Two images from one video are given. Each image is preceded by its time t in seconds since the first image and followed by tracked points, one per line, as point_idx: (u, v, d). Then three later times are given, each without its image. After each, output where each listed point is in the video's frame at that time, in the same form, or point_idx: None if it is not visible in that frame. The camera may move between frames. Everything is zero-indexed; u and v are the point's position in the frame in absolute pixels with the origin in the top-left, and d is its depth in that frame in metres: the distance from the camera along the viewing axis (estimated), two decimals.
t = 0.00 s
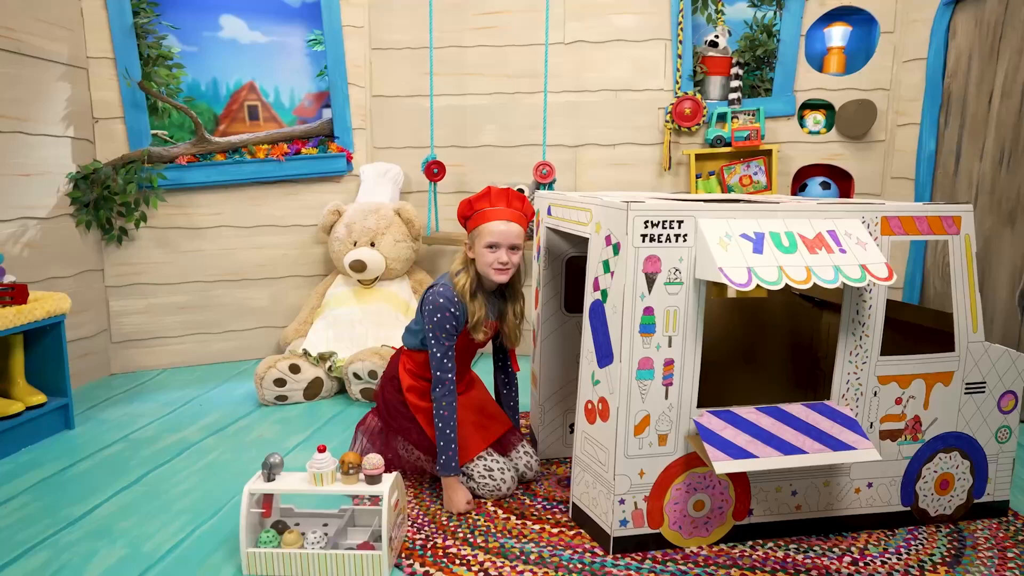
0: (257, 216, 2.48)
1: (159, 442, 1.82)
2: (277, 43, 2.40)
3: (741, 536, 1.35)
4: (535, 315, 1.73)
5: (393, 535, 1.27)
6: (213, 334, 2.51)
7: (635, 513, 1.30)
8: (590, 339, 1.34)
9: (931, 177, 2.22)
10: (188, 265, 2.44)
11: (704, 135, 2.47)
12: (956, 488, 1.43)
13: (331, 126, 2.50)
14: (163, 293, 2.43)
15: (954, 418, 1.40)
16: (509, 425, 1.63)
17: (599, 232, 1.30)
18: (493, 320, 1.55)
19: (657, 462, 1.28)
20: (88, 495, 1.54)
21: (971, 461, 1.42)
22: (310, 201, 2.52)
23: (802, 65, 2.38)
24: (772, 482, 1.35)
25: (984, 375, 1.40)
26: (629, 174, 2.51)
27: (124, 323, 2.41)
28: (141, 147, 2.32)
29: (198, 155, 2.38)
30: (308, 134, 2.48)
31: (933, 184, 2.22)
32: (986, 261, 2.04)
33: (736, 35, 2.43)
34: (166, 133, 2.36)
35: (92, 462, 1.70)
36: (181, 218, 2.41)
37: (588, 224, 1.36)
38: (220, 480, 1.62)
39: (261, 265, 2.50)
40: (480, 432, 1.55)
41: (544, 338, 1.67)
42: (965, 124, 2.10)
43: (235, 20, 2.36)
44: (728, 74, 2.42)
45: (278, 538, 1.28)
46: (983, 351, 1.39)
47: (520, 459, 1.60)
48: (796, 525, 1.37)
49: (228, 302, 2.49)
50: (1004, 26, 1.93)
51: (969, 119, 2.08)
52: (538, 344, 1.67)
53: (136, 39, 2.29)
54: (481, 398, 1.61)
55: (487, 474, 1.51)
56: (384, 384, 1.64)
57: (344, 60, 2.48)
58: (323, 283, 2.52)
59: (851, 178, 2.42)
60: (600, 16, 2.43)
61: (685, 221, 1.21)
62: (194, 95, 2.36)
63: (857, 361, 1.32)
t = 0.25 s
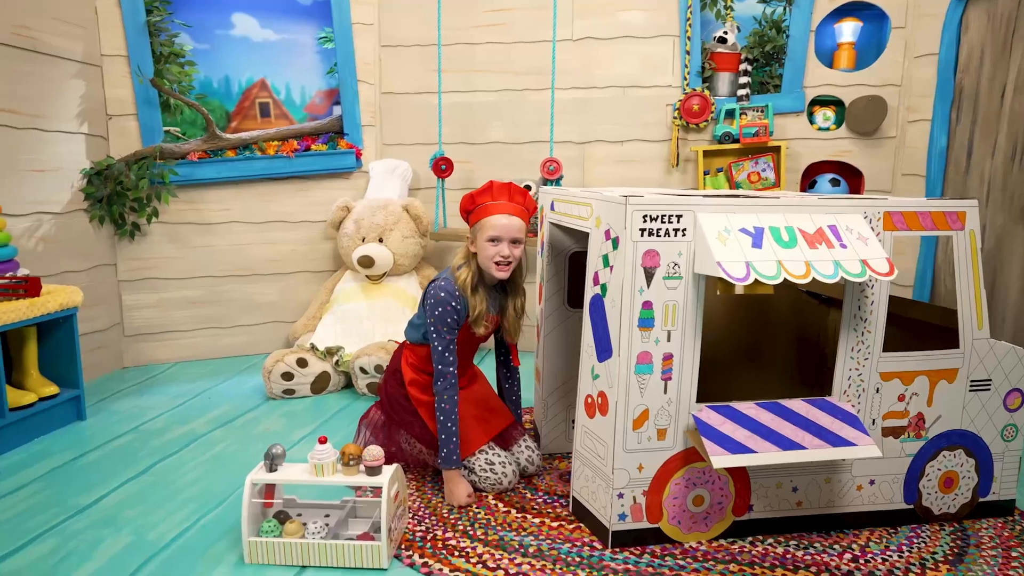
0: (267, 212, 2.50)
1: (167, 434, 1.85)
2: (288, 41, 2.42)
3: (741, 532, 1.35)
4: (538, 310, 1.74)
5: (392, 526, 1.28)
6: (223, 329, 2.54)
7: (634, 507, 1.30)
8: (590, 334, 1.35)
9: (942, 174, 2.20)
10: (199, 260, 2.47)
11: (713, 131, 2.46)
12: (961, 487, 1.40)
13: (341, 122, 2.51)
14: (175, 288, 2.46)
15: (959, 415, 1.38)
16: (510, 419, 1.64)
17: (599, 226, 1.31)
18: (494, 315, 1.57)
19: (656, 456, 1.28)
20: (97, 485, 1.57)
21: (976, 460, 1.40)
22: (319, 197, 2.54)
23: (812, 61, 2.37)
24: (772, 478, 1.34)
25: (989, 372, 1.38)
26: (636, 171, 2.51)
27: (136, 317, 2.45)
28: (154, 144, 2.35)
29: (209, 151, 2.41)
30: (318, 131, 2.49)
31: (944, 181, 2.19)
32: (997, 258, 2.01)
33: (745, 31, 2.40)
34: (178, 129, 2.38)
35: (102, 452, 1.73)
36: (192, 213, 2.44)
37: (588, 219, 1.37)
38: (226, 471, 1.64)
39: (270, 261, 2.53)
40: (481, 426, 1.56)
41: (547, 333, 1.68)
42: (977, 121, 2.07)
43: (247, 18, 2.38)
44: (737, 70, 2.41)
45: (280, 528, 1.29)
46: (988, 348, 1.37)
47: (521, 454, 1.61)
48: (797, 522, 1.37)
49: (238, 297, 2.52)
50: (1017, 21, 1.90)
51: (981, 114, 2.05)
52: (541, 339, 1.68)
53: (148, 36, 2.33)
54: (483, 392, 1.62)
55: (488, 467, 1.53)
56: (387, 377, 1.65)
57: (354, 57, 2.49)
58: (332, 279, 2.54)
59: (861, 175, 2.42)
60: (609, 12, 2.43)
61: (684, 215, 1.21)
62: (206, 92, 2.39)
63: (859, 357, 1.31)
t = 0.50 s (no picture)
0: (279, 210, 2.53)
1: (178, 427, 1.88)
2: (301, 41, 2.45)
3: (743, 528, 1.35)
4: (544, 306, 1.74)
5: (395, 518, 1.30)
6: (235, 325, 2.57)
7: (635, 502, 1.30)
8: (593, 329, 1.35)
9: (955, 171, 2.18)
10: (212, 257, 2.51)
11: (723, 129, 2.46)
12: (967, 485, 1.39)
13: (352, 121, 2.53)
14: (188, 285, 2.50)
15: (965, 413, 1.37)
16: (515, 414, 1.66)
17: (601, 222, 1.31)
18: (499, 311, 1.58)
19: (657, 451, 1.29)
20: (109, 475, 1.60)
21: (983, 459, 1.38)
22: (330, 196, 2.57)
23: (823, 58, 2.35)
24: (774, 474, 1.34)
25: (997, 371, 1.36)
26: (646, 169, 2.51)
27: (150, 312, 2.49)
28: (168, 143, 2.39)
29: (222, 150, 2.45)
30: (330, 129, 2.51)
31: (957, 179, 2.17)
32: (1010, 256, 1.98)
33: (755, 29, 2.40)
34: (193, 128, 2.42)
35: (115, 444, 1.76)
36: (205, 211, 2.48)
37: (591, 215, 1.37)
38: (235, 464, 1.66)
39: (282, 258, 2.56)
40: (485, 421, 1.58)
41: (552, 329, 1.68)
42: (991, 117, 2.04)
43: (261, 18, 2.41)
44: (748, 67, 2.40)
45: (285, 518, 1.31)
46: (996, 346, 1.35)
47: (525, 448, 1.62)
48: (800, 518, 1.36)
49: (250, 294, 2.56)
50: None
51: (995, 110, 2.02)
52: (547, 335, 1.68)
53: (164, 36, 2.37)
54: (488, 387, 1.64)
55: (492, 461, 1.54)
56: (392, 372, 1.67)
57: (365, 57, 2.51)
58: (342, 276, 2.56)
59: (873, 173, 2.38)
60: (618, 10, 2.43)
61: (685, 211, 1.21)
62: (219, 92, 2.43)
63: (862, 353, 1.31)
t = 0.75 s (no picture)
0: (285, 210, 2.56)
1: (183, 424, 1.90)
2: (308, 43, 2.48)
3: (738, 527, 1.35)
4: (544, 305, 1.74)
5: (391, 514, 1.31)
6: (241, 324, 2.60)
7: (630, 500, 1.31)
8: (588, 328, 1.36)
9: (960, 172, 2.17)
10: (219, 257, 2.54)
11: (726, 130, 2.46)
12: (965, 487, 1.38)
13: (358, 122, 2.55)
14: (195, 284, 2.54)
15: (962, 413, 1.36)
16: (513, 413, 1.67)
17: (596, 222, 1.32)
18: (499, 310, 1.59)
19: (651, 450, 1.29)
20: (114, 471, 1.62)
21: (981, 459, 1.38)
22: (335, 196, 2.59)
23: (826, 58, 2.35)
24: (769, 474, 1.34)
25: (994, 371, 1.36)
26: (649, 170, 2.51)
27: (158, 311, 2.53)
28: (176, 144, 2.42)
29: (229, 151, 2.47)
30: (335, 131, 2.54)
31: (962, 179, 2.16)
32: (1014, 257, 1.97)
33: (758, 30, 2.39)
34: (200, 130, 2.45)
35: (120, 440, 1.79)
36: (212, 211, 2.51)
37: (587, 215, 1.38)
38: (237, 460, 1.68)
39: (288, 258, 2.59)
40: (483, 420, 1.59)
41: (552, 328, 1.68)
42: (996, 116, 2.02)
43: (268, 21, 2.44)
44: (751, 68, 2.40)
45: (283, 513, 1.33)
46: (994, 346, 1.35)
47: (523, 447, 1.64)
48: (795, 518, 1.36)
49: (256, 293, 2.58)
50: None
51: (1000, 109, 2.01)
52: (547, 334, 1.69)
53: (172, 39, 2.40)
54: (486, 387, 1.65)
55: (489, 460, 1.55)
56: (391, 371, 1.68)
57: (371, 59, 2.53)
58: (347, 276, 2.58)
59: (878, 174, 2.39)
60: (622, 12, 2.44)
61: (679, 210, 1.22)
62: (227, 94, 2.46)
63: (858, 353, 1.31)
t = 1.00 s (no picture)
0: (290, 212, 2.58)
1: (186, 423, 1.93)
2: (313, 48, 2.50)
3: (733, 527, 1.36)
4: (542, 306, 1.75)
5: (387, 511, 1.33)
6: (246, 325, 2.63)
7: (624, 500, 1.31)
8: (584, 329, 1.37)
9: (962, 174, 2.16)
10: (224, 259, 2.57)
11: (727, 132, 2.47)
12: (961, 488, 1.38)
13: (362, 125, 2.58)
14: (201, 285, 2.56)
15: (958, 415, 1.36)
16: (511, 414, 1.68)
17: (591, 223, 1.33)
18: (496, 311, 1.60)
19: (645, 450, 1.30)
20: (117, 468, 1.65)
21: (977, 461, 1.38)
22: (339, 198, 2.61)
23: (828, 61, 2.35)
24: (764, 474, 1.35)
25: (990, 372, 1.36)
26: (651, 172, 2.52)
27: (164, 312, 2.56)
28: (182, 147, 2.45)
29: (234, 154, 2.50)
30: (339, 134, 2.57)
31: (964, 182, 2.15)
32: (1016, 260, 1.97)
33: (760, 33, 2.43)
34: (206, 132, 2.49)
35: (125, 438, 1.82)
36: (218, 213, 2.54)
37: (582, 216, 1.40)
38: (239, 459, 1.70)
39: (292, 260, 2.61)
40: (481, 420, 1.60)
41: (549, 329, 1.69)
42: (998, 119, 2.02)
43: (273, 25, 2.47)
44: (752, 71, 2.42)
45: (282, 510, 1.35)
46: (989, 347, 1.35)
47: (520, 447, 1.65)
48: (790, 518, 1.37)
49: (261, 294, 2.61)
50: None
51: (1001, 112, 2.00)
52: (544, 335, 1.70)
53: (179, 44, 2.43)
54: (484, 387, 1.66)
55: (487, 460, 1.56)
56: (390, 372, 1.70)
57: (375, 63, 2.56)
58: (351, 278, 2.61)
59: (879, 176, 2.40)
60: (624, 15, 2.45)
61: (672, 211, 1.23)
62: (233, 98, 2.48)
63: (852, 354, 1.32)
